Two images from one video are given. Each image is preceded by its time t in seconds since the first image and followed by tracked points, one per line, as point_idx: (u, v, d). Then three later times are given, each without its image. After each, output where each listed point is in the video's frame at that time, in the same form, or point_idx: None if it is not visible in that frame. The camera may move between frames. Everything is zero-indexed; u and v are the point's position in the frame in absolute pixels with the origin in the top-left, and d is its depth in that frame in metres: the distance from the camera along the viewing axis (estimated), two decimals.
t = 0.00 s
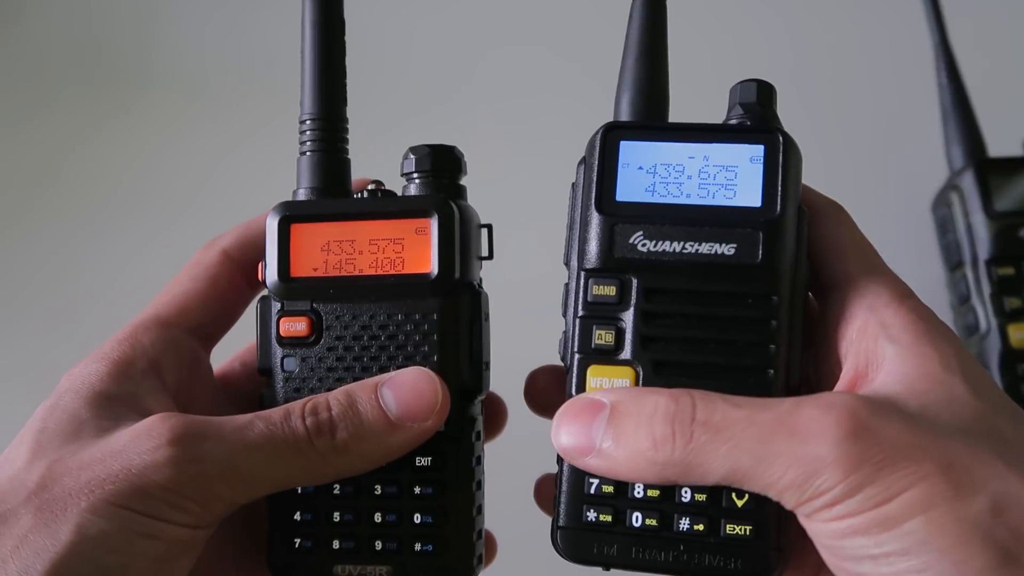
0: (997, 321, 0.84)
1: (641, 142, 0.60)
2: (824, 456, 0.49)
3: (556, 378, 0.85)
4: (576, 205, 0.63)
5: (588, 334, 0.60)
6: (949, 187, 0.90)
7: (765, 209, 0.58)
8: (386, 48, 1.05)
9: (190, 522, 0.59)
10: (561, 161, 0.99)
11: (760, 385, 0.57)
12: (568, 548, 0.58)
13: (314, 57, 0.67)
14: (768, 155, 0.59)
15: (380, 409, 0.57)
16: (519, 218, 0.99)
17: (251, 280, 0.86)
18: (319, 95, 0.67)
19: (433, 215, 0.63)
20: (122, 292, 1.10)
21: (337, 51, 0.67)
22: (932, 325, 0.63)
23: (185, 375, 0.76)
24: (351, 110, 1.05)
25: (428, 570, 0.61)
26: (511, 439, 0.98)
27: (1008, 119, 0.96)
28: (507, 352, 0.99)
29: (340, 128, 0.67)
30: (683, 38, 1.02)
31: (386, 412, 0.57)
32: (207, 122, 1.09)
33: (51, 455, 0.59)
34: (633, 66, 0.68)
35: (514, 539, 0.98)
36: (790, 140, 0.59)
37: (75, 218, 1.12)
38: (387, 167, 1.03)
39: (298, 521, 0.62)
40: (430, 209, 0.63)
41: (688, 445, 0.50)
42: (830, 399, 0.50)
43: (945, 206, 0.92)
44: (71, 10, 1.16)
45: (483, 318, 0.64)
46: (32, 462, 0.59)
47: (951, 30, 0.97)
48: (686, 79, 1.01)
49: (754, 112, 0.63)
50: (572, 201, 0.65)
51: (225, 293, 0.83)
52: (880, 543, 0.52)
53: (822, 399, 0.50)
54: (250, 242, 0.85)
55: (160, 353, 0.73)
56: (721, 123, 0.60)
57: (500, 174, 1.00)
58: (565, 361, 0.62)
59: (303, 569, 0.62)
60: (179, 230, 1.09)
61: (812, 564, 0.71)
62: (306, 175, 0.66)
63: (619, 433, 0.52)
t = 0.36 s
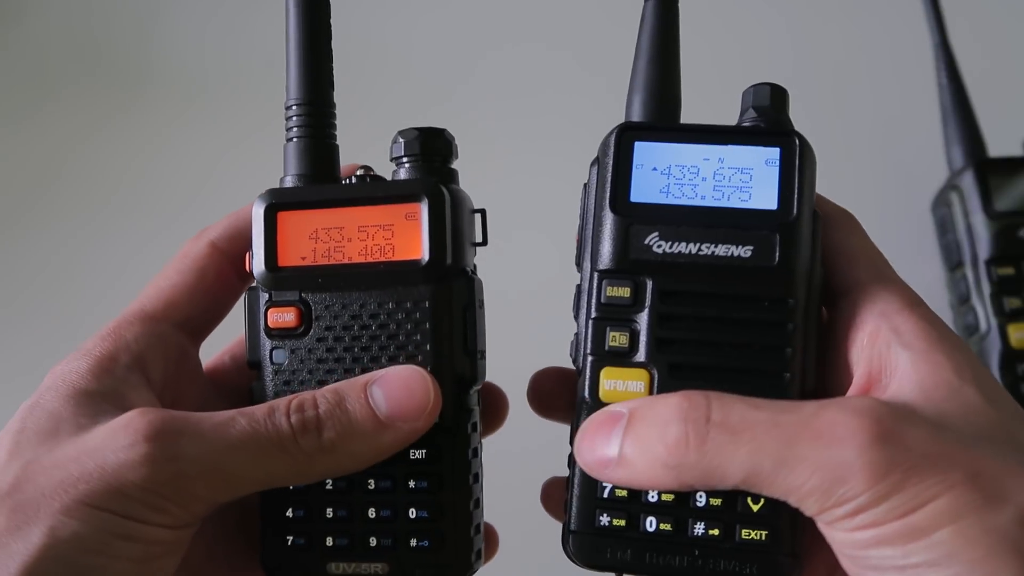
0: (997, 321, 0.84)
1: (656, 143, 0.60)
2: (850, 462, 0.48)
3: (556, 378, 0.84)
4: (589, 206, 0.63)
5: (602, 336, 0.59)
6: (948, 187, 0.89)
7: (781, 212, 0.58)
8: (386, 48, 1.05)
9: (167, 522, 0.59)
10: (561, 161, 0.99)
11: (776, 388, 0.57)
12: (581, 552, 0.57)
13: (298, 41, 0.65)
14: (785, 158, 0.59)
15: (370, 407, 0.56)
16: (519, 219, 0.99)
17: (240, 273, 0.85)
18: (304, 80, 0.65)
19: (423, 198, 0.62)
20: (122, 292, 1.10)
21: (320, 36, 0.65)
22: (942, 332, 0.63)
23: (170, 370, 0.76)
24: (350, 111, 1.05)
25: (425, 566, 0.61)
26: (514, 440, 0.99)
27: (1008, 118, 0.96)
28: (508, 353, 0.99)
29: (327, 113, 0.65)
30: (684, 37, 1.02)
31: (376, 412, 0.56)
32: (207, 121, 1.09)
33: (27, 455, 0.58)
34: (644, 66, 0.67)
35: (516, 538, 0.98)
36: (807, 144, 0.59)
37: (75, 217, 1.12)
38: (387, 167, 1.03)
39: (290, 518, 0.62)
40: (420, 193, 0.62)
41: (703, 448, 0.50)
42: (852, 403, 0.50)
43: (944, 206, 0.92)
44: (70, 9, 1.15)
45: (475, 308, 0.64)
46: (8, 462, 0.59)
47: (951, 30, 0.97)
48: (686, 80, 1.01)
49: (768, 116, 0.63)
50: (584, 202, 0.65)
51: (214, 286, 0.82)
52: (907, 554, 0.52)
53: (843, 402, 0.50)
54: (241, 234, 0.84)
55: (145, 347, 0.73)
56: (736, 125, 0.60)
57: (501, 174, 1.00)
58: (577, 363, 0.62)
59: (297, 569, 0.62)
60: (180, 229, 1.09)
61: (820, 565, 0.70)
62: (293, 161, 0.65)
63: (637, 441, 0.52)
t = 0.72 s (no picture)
0: (997, 321, 0.85)
1: (645, 138, 0.60)
2: (846, 460, 0.48)
3: (551, 380, 0.84)
4: (579, 203, 0.62)
5: (593, 334, 0.59)
6: (948, 187, 0.91)
7: (774, 206, 0.58)
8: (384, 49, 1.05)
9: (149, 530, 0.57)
10: (560, 162, 0.99)
11: (770, 384, 0.57)
12: (576, 554, 0.57)
13: (302, 17, 0.64)
14: (775, 152, 0.59)
15: (370, 428, 0.55)
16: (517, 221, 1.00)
17: (238, 263, 0.85)
18: (308, 57, 0.64)
19: (444, 175, 0.61)
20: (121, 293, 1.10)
21: (325, 13, 0.64)
22: (935, 325, 0.63)
23: (163, 364, 0.75)
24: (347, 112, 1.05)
25: (451, 556, 0.60)
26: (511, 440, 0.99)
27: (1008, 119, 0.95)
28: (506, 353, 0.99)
29: (331, 90, 0.64)
30: (681, 36, 1.01)
31: (376, 433, 0.55)
32: (205, 122, 1.09)
33: (8, 457, 0.57)
34: (632, 60, 0.67)
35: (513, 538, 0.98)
36: (798, 137, 0.59)
37: (74, 218, 1.12)
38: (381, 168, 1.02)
39: (308, 512, 0.60)
40: (440, 170, 0.61)
41: (696, 444, 0.49)
42: (849, 400, 0.50)
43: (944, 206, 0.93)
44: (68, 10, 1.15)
45: (496, 292, 0.63)
46: None
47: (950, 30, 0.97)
48: (684, 80, 1.01)
49: (758, 108, 0.62)
50: (573, 199, 0.64)
51: (209, 279, 0.82)
52: (903, 552, 0.52)
53: (839, 399, 0.50)
54: (236, 222, 0.83)
55: (135, 343, 0.72)
56: (725, 119, 0.60)
57: (496, 175, 1.00)
58: (568, 361, 0.62)
59: (316, 562, 0.60)
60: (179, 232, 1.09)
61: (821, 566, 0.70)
62: (298, 141, 0.64)
63: (630, 438, 0.51)
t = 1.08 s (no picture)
0: (997, 321, 0.87)
1: (639, 129, 0.60)
2: (844, 450, 0.48)
3: (548, 377, 0.84)
4: (572, 196, 0.63)
5: (589, 328, 0.59)
6: (948, 187, 0.93)
7: (769, 196, 0.58)
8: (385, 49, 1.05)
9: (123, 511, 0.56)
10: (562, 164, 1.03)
11: (767, 376, 0.57)
12: (575, 550, 0.57)
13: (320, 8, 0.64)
14: (770, 141, 0.59)
15: (345, 426, 0.56)
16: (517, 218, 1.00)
17: (250, 261, 0.84)
18: (325, 47, 0.64)
19: (466, 167, 0.61)
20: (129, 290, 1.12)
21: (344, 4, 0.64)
22: (933, 314, 0.63)
23: (167, 363, 0.74)
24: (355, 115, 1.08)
25: (467, 554, 0.60)
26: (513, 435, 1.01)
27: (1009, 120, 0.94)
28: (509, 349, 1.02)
29: (348, 81, 0.64)
30: (678, 33, 1.01)
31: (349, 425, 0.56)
32: (212, 122, 1.11)
33: None
34: (625, 50, 0.67)
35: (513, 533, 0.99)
36: (792, 126, 0.59)
37: (81, 215, 1.15)
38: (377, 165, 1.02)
39: (320, 509, 0.60)
40: (462, 163, 0.61)
41: (694, 435, 0.49)
42: (848, 390, 0.49)
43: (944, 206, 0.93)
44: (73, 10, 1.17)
45: (515, 287, 0.63)
46: None
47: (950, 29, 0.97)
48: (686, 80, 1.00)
49: (752, 98, 0.62)
50: (568, 193, 0.65)
51: (218, 279, 0.82)
52: (904, 543, 0.51)
53: (838, 389, 0.50)
54: (245, 220, 0.81)
55: (132, 343, 0.71)
56: (719, 109, 0.60)
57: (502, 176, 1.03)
58: (565, 354, 0.62)
59: (329, 558, 0.60)
60: (186, 229, 1.11)
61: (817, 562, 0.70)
62: (314, 131, 0.64)
63: (628, 427, 0.51)
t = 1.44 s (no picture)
0: (997, 321, 0.86)
1: (633, 130, 0.60)
2: (845, 454, 0.48)
3: (545, 380, 0.84)
4: (565, 199, 0.62)
5: (584, 331, 0.59)
6: (949, 187, 0.93)
7: (765, 196, 0.58)
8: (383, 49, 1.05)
9: (118, 509, 0.56)
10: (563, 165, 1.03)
11: (764, 377, 0.57)
12: (573, 555, 0.57)
13: (322, 5, 0.64)
14: (765, 140, 0.59)
15: (342, 423, 0.56)
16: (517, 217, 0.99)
17: (252, 260, 0.83)
18: (326, 44, 0.64)
19: (468, 165, 0.61)
20: (128, 291, 1.12)
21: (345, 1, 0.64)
22: (932, 313, 0.63)
23: (167, 363, 0.73)
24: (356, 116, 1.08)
25: (469, 557, 0.60)
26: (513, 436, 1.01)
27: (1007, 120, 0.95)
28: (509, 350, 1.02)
29: (350, 77, 0.64)
30: (676, 32, 1.01)
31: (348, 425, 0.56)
32: (212, 123, 1.11)
33: None
34: (619, 49, 0.67)
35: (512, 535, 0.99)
36: (787, 125, 0.59)
37: (80, 215, 1.15)
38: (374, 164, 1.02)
39: (321, 511, 0.60)
40: (464, 161, 0.61)
41: (693, 438, 0.49)
42: (848, 393, 0.49)
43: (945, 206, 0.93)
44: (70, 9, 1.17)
45: (518, 286, 0.63)
46: None
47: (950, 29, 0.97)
48: (683, 80, 1.00)
49: (746, 97, 0.62)
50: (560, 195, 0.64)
51: (219, 279, 0.81)
52: (905, 546, 0.51)
53: (837, 392, 0.50)
54: (249, 219, 0.82)
55: (132, 342, 0.72)
56: (714, 109, 0.60)
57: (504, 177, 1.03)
58: (561, 356, 0.62)
59: (330, 561, 0.60)
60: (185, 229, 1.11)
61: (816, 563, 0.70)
62: (316, 128, 0.64)
63: (626, 430, 0.51)
